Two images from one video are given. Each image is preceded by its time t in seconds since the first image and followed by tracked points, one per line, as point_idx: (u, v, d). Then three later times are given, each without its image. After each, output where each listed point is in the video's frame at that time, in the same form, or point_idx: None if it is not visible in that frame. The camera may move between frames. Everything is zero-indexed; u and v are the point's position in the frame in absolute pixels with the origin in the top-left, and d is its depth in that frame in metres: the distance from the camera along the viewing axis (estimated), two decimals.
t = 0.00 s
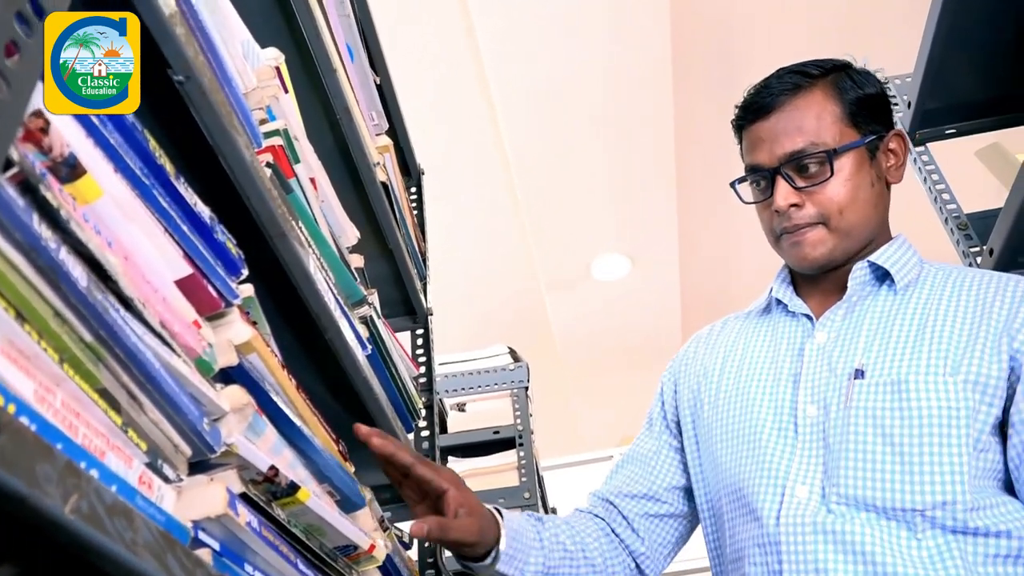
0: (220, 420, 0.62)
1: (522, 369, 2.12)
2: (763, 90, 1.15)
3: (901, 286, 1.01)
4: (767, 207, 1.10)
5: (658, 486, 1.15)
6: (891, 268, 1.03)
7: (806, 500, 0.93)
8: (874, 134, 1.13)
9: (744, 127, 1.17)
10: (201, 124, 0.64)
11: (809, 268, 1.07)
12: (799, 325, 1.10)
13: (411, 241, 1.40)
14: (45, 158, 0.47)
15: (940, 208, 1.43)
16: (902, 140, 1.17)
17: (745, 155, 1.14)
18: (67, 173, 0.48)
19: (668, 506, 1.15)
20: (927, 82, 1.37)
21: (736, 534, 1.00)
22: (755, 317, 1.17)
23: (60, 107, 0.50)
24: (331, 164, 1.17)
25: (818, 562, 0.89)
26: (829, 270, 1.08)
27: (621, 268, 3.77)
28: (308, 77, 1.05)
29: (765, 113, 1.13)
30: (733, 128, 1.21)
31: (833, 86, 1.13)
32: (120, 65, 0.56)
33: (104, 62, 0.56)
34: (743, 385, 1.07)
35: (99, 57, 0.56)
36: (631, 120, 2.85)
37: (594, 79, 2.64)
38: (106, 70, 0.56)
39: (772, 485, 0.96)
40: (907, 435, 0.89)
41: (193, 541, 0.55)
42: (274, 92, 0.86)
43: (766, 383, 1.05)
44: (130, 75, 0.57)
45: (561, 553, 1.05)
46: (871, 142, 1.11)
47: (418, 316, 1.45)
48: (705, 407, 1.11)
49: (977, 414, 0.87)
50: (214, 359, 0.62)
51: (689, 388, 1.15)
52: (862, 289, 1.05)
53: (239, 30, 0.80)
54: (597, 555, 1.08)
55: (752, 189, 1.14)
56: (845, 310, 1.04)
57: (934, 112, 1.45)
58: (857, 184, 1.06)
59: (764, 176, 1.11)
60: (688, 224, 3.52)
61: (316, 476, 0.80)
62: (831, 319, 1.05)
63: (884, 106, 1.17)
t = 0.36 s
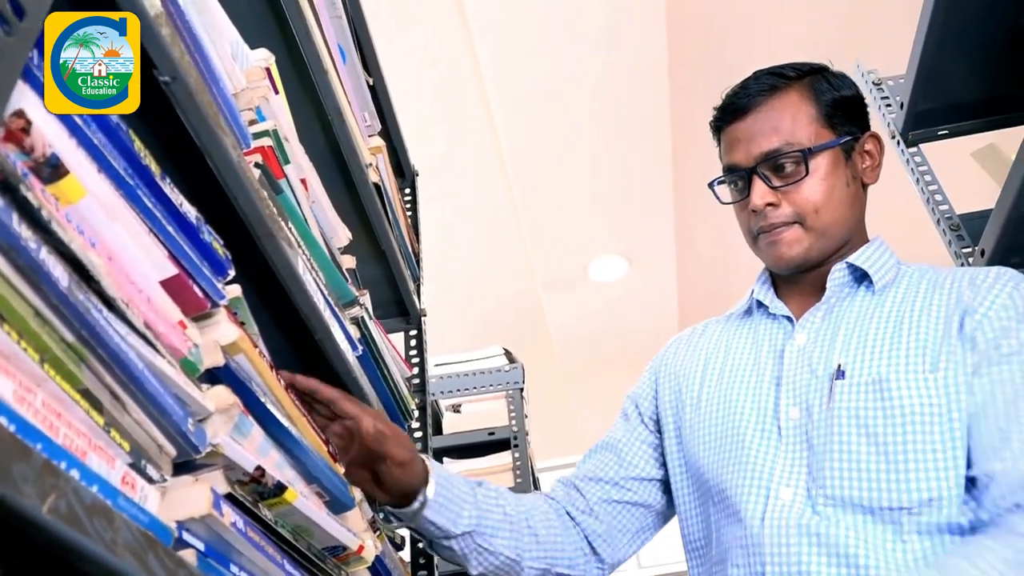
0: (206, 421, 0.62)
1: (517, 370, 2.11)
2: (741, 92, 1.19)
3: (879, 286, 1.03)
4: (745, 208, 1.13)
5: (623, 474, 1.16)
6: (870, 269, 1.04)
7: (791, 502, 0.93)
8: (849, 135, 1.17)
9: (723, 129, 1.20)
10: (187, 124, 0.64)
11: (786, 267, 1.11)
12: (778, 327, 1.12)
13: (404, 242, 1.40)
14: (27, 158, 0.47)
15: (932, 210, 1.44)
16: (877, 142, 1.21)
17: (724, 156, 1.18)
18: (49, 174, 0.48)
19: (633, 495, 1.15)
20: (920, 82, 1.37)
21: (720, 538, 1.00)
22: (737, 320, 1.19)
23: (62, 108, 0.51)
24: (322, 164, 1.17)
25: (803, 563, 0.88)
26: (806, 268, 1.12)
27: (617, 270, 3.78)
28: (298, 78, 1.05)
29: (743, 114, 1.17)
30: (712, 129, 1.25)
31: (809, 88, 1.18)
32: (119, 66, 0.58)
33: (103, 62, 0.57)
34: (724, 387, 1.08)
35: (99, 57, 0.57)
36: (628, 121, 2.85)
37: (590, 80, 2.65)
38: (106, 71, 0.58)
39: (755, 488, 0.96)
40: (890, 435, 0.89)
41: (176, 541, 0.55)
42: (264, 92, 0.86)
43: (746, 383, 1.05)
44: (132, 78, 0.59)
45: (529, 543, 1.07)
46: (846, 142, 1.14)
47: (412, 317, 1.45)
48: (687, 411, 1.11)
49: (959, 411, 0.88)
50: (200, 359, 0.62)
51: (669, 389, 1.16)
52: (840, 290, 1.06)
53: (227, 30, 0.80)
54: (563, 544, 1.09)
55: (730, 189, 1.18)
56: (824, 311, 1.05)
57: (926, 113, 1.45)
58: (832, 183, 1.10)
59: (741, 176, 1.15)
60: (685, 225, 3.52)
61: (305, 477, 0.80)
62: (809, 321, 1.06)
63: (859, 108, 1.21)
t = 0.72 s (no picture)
0: (188, 429, 0.62)
1: (514, 375, 2.10)
2: (710, 117, 1.29)
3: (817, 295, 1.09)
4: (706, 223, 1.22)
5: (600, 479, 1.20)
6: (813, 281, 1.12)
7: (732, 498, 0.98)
8: (808, 163, 1.26)
9: (692, 151, 1.30)
10: (170, 131, 0.64)
11: (741, 280, 1.19)
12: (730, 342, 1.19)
13: (398, 247, 1.40)
14: (4, 166, 0.47)
15: (926, 215, 1.44)
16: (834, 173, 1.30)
17: (690, 175, 1.27)
18: (26, 181, 0.48)
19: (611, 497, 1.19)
20: (914, 88, 1.37)
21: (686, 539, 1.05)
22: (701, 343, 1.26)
23: (60, 107, 0.53)
24: (314, 168, 1.17)
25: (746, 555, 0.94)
26: (760, 285, 1.20)
27: (616, 273, 3.77)
28: (289, 81, 1.05)
29: (710, 137, 1.27)
30: (682, 152, 1.35)
31: (772, 118, 1.27)
32: (120, 65, 0.58)
33: (102, 62, 0.58)
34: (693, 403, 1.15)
35: (99, 57, 0.58)
36: (627, 122, 2.84)
37: (588, 83, 2.64)
38: (105, 72, 0.58)
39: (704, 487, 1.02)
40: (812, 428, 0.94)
41: (155, 549, 0.55)
42: (252, 98, 0.86)
43: (702, 393, 1.12)
44: (133, 79, 0.59)
45: (490, 536, 1.13)
46: (804, 169, 1.23)
47: (405, 321, 1.45)
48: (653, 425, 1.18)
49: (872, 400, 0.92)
50: (181, 366, 0.62)
51: (638, 407, 1.23)
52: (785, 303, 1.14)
53: (212, 34, 0.79)
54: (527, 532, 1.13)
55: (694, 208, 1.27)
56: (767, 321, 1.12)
57: (921, 120, 1.45)
58: (787, 205, 1.19)
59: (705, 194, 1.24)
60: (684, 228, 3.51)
61: (291, 483, 0.80)
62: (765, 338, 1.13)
63: (819, 141, 1.30)
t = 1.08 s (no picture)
0: (171, 437, 0.62)
1: (509, 380, 2.12)
2: (677, 146, 1.40)
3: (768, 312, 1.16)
4: (670, 247, 1.33)
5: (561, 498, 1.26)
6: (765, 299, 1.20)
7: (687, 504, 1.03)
8: (766, 195, 1.39)
9: (658, 176, 1.41)
10: (157, 141, 0.64)
11: (702, 305, 1.29)
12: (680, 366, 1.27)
13: (391, 253, 1.41)
14: None
15: (917, 222, 1.45)
16: (788, 207, 1.43)
17: (657, 200, 1.38)
18: (9, 192, 0.48)
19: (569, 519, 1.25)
20: (905, 96, 1.37)
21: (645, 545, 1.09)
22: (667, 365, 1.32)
23: (60, 107, 0.57)
24: (305, 175, 1.18)
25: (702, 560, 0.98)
26: (719, 309, 1.30)
27: (615, 276, 3.77)
28: (280, 89, 1.05)
29: (676, 165, 1.38)
30: (648, 178, 1.46)
31: (735, 150, 1.40)
32: (120, 65, 0.59)
33: (102, 63, 0.60)
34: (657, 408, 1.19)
35: (99, 58, 0.60)
36: (626, 125, 2.84)
37: (587, 86, 2.64)
38: (104, 71, 0.60)
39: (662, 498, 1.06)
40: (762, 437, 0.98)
41: (136, 558, 0.55)
42: (242, 106, 0.86)
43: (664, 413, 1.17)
44: (133, 79, 0.60)
45: (453, 546, 1.17)
46: (762, 201, 1.36)
47: (398, 327, 1.45)
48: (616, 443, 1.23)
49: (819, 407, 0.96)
50: (165, 375, 0.62)
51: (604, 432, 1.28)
52: (742, 321, 1.22)
53: (197, 38, 0.81)
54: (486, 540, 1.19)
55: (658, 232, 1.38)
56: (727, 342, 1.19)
57: (912, 127, 1.45)
58: (746, 234, 1.31)
59: (670, 219, 1.34)
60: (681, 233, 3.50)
61: (278, 490, 0.80)
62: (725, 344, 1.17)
63: (775, 174, 1.43)
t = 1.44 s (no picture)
0: (165, 433, 0.62)
1: (507, 378, 2.12)
2: (677, 154, 1.41)
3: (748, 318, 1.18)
4: (664, 253, 1.33)
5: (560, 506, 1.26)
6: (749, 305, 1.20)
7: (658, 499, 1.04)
8: (760, 210, 1.40)
9: (656, 182, 1.42)
10: (151, 138, 0.65)
11: (691, 313, 1.30)
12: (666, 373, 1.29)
13: (389, 252, 1.41)
14: None
15: (914, 222, 1.45)
16: (779, 223, 1.44)
17: (654, 207, 1.39)
18: (3, 188, 0.49)
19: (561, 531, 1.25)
20: (903, 96, 1.37)
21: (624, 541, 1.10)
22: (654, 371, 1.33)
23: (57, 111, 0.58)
24: (303, 174, 1.18)
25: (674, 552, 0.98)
26: (707, 319, 1.31)
27: (614, 277, 3.76)
28: (278, 89, 1.06)
29: (675, 173, 1.39)
30: (646, 183, 1.47)
31: (734, 163, 1.40)
32: (120, 67, 0.60)
33: (102, 63, 0.60)
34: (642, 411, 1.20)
35: (99, 57, 0.60)
36: (626, 126, 2.84)
37: (586, 86, 2.64)
38: (104, 71, 0.60)
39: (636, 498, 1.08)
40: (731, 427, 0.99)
41: (131, 553, 0.55)
42: (238, 104, 0.86)
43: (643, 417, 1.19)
44: (133, 80, 0.61)
45: (454, 553, 1.16)
46: (756, 216, 1.37)
47: (396, 325, 1.46)
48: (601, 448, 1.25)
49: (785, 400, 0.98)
50: (160, 371, 0.63)
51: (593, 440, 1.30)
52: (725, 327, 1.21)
53: (193, 38, 0.81)
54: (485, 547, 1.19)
55: (652, 238, 1.39)
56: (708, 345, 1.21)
57: (909, 127, 1.46)
58: (740, 247, 1.32)
59: (666, 226, 1.35)
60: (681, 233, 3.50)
61: (274, 486, 0.81)
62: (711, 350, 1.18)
63: (770, 190, 1.44)
